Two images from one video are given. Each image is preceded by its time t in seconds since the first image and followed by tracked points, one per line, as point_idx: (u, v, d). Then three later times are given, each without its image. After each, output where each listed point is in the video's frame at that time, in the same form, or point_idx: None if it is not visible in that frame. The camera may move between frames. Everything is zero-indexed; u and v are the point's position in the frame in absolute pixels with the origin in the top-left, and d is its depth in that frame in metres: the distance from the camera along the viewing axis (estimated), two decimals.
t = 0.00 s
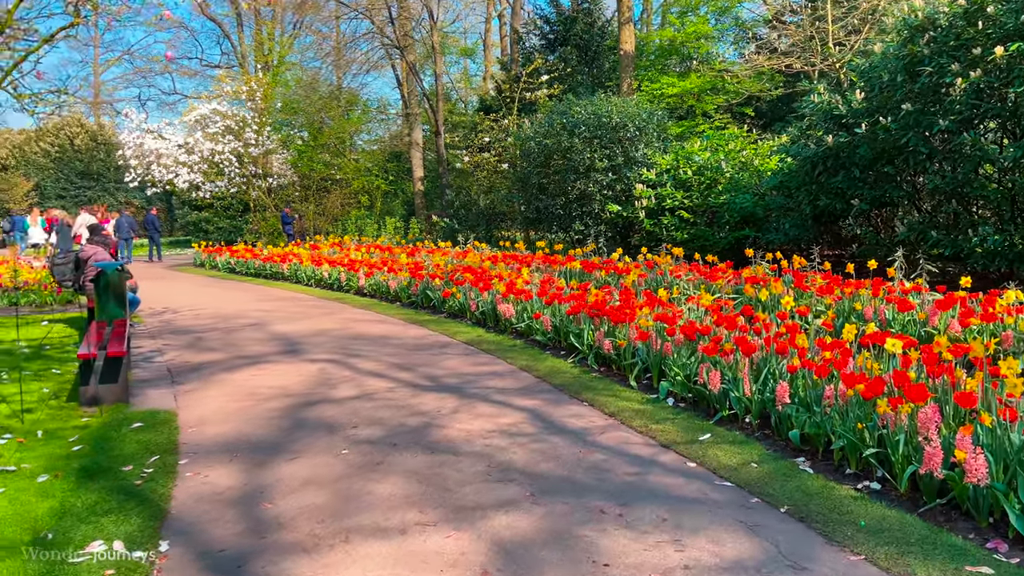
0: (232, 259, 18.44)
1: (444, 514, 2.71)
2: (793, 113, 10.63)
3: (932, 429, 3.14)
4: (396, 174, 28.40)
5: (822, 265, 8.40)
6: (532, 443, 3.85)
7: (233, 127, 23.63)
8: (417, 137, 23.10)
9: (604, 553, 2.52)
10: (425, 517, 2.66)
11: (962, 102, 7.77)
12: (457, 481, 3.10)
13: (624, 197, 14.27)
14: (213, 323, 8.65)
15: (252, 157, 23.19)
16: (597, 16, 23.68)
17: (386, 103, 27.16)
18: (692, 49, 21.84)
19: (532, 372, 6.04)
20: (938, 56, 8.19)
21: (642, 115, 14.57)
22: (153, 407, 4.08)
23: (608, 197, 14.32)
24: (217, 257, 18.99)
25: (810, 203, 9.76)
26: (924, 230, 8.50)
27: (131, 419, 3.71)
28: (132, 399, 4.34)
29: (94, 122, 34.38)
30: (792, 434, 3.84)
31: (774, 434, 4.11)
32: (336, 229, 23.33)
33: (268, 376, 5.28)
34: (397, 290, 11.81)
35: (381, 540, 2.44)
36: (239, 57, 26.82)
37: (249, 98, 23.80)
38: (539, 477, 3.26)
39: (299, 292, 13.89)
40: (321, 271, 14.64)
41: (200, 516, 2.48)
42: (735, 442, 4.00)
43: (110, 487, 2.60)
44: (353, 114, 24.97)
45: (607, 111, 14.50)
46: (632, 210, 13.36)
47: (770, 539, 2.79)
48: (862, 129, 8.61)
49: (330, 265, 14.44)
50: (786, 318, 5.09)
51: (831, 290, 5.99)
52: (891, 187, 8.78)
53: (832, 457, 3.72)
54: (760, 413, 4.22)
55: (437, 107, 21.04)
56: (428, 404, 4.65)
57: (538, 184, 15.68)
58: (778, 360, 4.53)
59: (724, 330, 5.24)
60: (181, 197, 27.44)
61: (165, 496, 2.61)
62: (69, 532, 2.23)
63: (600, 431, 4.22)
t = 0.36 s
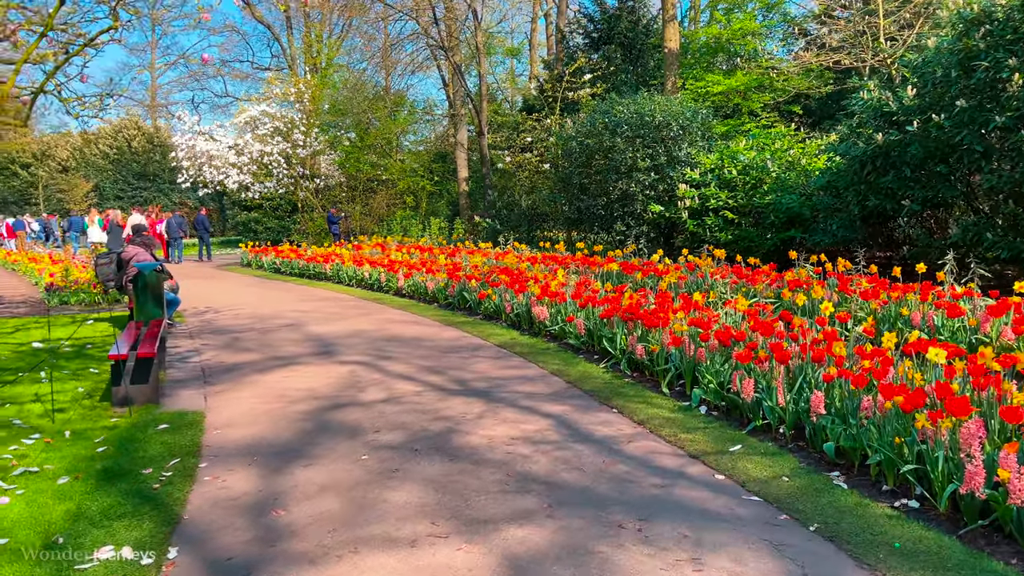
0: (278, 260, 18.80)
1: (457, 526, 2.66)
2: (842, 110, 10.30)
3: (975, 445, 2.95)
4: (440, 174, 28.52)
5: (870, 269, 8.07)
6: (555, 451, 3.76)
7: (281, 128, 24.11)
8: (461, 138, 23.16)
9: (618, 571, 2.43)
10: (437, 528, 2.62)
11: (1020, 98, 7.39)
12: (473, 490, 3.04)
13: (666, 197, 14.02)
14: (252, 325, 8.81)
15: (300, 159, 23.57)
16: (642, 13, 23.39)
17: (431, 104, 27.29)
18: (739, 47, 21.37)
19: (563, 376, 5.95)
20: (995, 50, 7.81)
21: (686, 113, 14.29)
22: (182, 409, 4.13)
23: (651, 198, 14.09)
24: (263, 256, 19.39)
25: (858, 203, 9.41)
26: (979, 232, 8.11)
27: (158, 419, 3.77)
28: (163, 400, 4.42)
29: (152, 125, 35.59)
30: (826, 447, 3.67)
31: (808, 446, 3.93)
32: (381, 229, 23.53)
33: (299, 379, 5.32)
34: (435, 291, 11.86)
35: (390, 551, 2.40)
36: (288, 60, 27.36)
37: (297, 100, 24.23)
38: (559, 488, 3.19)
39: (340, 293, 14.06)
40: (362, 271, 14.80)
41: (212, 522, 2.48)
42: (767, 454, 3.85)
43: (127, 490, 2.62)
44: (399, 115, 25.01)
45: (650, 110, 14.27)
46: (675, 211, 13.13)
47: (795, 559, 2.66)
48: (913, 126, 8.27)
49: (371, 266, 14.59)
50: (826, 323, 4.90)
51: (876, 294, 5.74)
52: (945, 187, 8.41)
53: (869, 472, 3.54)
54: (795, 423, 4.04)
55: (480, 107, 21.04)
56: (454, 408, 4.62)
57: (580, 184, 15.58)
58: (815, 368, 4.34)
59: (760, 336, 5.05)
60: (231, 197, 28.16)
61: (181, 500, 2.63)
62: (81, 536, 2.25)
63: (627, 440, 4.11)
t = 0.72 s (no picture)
0: (321, 261, 19.11)
1: (469, 539, 2.62)
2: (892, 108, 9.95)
3: (1016, 465, 2.78)
4: (483, 176, 28.54)
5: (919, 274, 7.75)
6: (578, 461, 3.69)
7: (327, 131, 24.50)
8: (505, 139, 23.16)
9: None
10: (448, 541, 2.58)
11: None
12: (490, 501, 2.99)
13: (709, 199, 13.76)
14: (290, 328, 8.96)
15: (346, 161, 23.82)
16: (686, 12, 23.03)
17: (474, 106, 27.35)
18: (787, 44, 20.86)
19: (593, 383, 5.85)
20: None
21: (730, 113, 14.00)
22: (210, 412, 4.19)
23: (693, 199, 13.84)
24: (307, 258, 19.72)
25: (908, 205, 9.07)
26: None
27: (186, 423, 3.83)
28: (194, 402, 4.50)
29: (204, 128, 36.66)
30: (858, 462, 3.51)
31: (841, 460, 3.77)
32: (424, 230, 23.68)
33: (327, 383, 5.36)
34: (472, 293, 11.88)
35: (398, 564, 2.37)
36: (335, 63, 27.84)
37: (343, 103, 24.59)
38: (577, 500, 3.12)
39: (380, 295, 14.21)
40: (401, 273, 14.92)
41: (225, 529, 2.49)
42: (798, 468, 3.71)
43: (145, 495, 2.65)
44: (445, 118, 25.29)
45: (693, 110, 14.04)
46: (718, 212, 12.86)
47: None
48: (967, 125, 7.99)
49: (411, 267, 14.70)
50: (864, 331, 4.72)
51: (923, 300, 5.48)
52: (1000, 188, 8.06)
53: (904, 489, 3.37)
54: (828, 435, 3.88)
55: (523, 108, 21.02)
56: (479, 415, 4.58)
57: (621, 185, 15.41)
58: (852, 378, 4.17)
59: (795, 343, 4.89)
60: (279, 199, 28.80)
61: (197, 506, 2.65)
62: (95, 541, 2.28)
63: (653, 450, 4.01)
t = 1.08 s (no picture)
0: (361, 264, 19.34)
1: (485, 551, 2.55)
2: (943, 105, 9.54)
3: None
4: (524, 178, 28.48)
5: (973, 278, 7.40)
6: (604, 470, 3.58)
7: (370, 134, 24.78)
8: (546, 142, 23.05)
9: None
10: (464, 553, 2.52)
11: None
12: (510, 511, 2.92)
13: (752, 200, 13.45)
14: (325, 330, 9.04)
15: (388, 164, 23.75)
16: (730, 11, 22.66)
17: (515, 109, 27.31)
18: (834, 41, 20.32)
19: (625, 389, 5.72)
20: None
21: (773, 113, 13.67)
22: (237, 415, 4.22)
23: (735, 201, 13.54)
24: (348, 260, 19.96)
25: (960, 207, 8.74)
26: None
27: (213, 426, 3.86)
28: (224, 405, 4.55)
29: (251, 132, 37.49)
30: (897, 476, 3.33)
31: (881, 473, 3.58)
32: (465, 233, 23.78)
33: (356, 386, 5.36)
34: (507, 296, 11.85)
35: None
36: (378, 67, 28.17)
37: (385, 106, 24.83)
38: (600, 512, 3.02)
39: (417, 298, 14.29)
40: (439, 276, 14.98)
41: (241, 536, 2.47)
42: (833, 481, 3.53)
43: (165, 499, 2.66)
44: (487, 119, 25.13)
45: (735, 110, 13.75)
46: (760, 214, 12.55)
47: None
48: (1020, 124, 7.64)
49: (448, 270, 14.75)
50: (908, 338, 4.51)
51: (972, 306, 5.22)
52: None
53: (948, 507, 3.18)
54: (867, 447, 3.70)
55: (564, 110, 20.88)
56: (506, 420, 4.52)
57: (661, 186, 15.18)
58: (894, 389, 3.97)
59: (835, 351, 4.70)
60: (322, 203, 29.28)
61: (214, 510, 2.64)
62: (110, 546, 2.28)
63: (683, 460, 3.88)
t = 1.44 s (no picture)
0: (397, 268, 19.50)
1: (495, 571, 2.47)
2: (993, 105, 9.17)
3: None
4: (562, 182, 28.37)
5: None
6: (627, 486, 3.47)
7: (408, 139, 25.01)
8: (583, 145, 22.89)
9: None
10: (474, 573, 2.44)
11: None
12: (525, 529, 2.83)
13: (791, 204, 13.14)
14: (356, 335, 9.08)
15: (426, 168, 24.19)
16: (770, 12, 22.29)
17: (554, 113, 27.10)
18: (878, 41, 19.79)
19: (654, 400, 5.58)
20: None
21: (813, 115, 13.34)
22: (258, 423, 4.22)
23: (774, 204, 13.25)
24: (384, 264, 20.13)
25: (1009, 211, 8.41)
26: None
27: (233, 434, 3.87)
28: (248, 412, 4.58)
29: (291, 138, 38.16)
30: (935, 497, 3.14)
31: (918, 493, 3.39)
32: (502, 238, 23.78)
33: (380, 394, 5.33)
34: (539, 302, 11.77)
35: None
36: (416, 73, 28.42)
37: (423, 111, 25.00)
38: (619, 531, 2.91)
39: (450, 303, 14.32)
40: (472, 281, 14.99)
41: (247, 550, 2.44)
42: (867, 501, 3.36)
43: (176, 510, 2.64)
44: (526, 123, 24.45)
45: (774, 111, 13.43)
46: (800, 218, 12.24)
47: None
48: None
49: (481, 275, 14.75)
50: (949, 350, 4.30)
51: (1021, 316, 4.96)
52: None
53: (990, 531, 2.98)
54: (903, 465, 3.51)
55: (601, 113, 20.70)
56: (529, 431, 4.43)
57: (698, 190, 14.93)
58: (934, 404, 3.77)
59: (872, 363, 4.51)
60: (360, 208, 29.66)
61: (223, 522, 2.61)
62: (116, 559, 2.26)
63: (710, 476, 3.74)
